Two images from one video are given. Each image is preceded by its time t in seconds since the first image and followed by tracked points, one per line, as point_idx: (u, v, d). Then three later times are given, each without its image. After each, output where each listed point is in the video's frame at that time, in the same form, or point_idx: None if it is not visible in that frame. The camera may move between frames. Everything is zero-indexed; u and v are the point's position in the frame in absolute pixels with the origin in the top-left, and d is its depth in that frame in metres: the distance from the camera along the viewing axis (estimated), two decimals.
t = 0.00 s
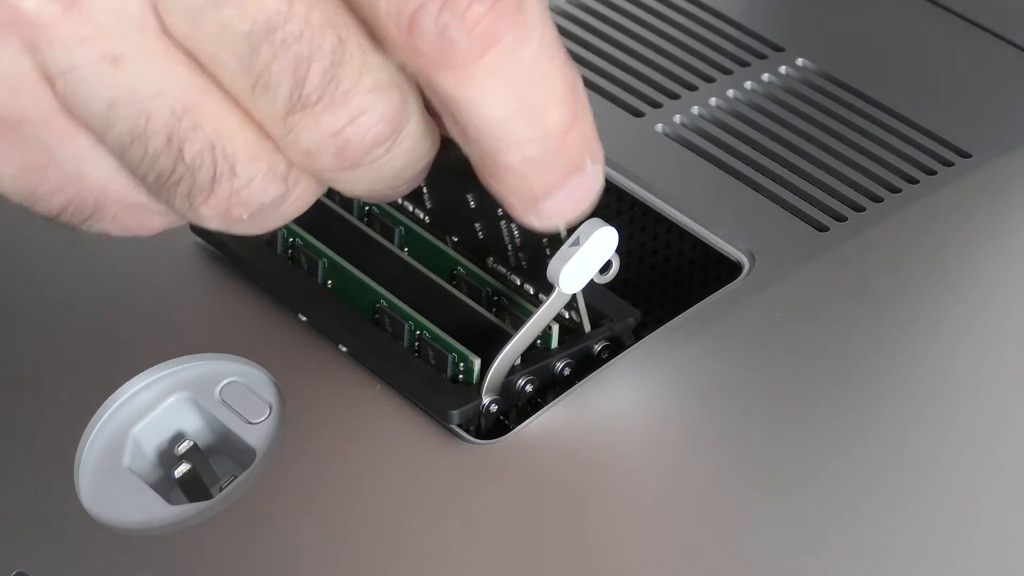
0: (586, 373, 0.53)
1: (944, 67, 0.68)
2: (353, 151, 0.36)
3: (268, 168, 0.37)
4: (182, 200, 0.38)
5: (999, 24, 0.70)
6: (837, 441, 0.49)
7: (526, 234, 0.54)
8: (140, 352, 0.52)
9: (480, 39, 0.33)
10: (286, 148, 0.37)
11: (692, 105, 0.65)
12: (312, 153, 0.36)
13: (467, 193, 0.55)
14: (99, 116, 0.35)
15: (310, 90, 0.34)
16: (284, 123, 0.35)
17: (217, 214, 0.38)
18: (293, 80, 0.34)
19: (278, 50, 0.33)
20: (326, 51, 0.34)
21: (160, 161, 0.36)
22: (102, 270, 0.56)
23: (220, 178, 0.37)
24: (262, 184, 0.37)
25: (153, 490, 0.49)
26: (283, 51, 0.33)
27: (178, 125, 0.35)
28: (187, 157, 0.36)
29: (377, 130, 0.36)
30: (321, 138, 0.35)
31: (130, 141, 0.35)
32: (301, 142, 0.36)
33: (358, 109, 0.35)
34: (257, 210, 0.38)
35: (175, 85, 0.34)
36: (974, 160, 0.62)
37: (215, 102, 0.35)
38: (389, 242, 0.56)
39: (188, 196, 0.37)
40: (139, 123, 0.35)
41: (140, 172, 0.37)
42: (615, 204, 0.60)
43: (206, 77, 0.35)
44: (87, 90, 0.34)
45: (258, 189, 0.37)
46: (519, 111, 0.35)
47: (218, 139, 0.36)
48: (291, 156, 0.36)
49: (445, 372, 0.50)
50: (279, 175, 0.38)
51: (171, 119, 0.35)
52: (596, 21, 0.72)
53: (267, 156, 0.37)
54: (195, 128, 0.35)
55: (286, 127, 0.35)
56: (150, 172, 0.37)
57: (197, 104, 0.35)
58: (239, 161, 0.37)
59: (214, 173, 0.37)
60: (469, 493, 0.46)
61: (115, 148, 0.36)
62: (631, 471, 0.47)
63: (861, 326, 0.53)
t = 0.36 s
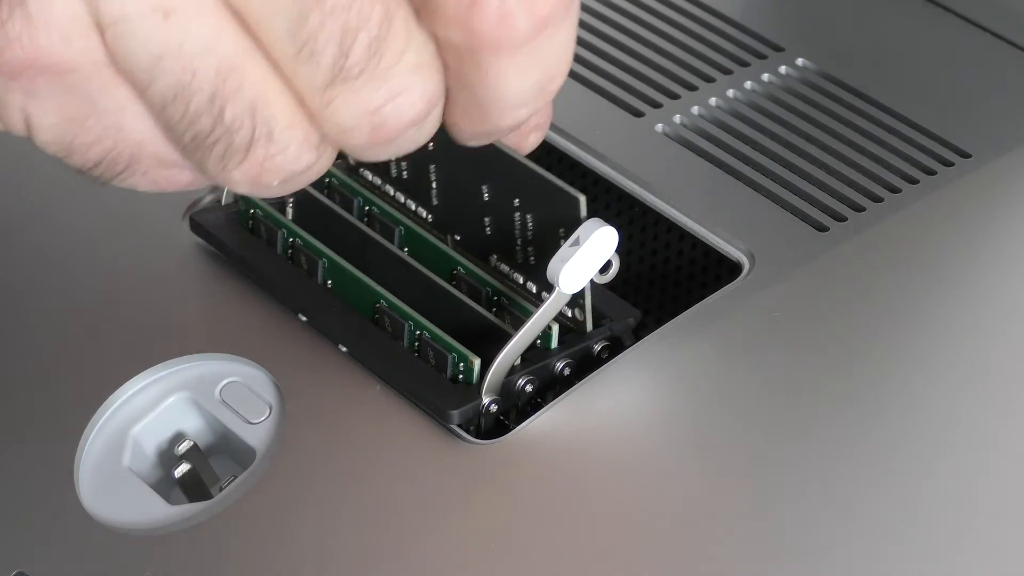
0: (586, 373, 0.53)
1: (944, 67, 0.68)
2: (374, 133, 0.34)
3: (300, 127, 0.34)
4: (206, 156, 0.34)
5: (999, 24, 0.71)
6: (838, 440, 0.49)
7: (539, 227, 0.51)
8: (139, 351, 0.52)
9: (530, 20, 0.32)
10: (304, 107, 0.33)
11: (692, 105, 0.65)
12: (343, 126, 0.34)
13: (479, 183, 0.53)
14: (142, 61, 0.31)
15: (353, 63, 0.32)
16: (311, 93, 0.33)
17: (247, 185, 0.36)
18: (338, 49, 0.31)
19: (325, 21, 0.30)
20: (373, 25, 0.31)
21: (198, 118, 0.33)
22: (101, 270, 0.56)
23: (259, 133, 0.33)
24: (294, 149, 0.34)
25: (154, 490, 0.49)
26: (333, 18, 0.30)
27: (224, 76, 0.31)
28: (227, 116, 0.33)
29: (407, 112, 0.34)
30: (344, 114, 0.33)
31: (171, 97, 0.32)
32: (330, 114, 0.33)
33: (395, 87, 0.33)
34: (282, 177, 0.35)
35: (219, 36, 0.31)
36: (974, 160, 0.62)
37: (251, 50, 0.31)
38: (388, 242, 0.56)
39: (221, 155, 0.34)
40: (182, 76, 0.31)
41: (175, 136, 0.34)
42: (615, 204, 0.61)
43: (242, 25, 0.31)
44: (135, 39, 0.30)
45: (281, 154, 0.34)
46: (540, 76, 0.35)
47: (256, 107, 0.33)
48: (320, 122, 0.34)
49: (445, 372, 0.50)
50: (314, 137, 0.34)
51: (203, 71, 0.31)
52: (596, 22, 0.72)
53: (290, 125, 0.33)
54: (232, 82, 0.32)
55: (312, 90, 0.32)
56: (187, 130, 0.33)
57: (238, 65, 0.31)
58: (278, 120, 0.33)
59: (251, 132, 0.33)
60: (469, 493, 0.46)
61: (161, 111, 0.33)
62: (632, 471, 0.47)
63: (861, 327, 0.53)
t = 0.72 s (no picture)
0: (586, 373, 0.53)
1: (944, 67, 0.68)
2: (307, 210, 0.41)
3: (231, 187, 0.39)
4: (141, 207, 0.39)
5: (999, 24, 0.71)
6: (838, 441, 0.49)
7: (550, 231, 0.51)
8: (140, 352, 0.52)
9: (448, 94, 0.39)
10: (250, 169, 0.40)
11: (692, 105, 0.65)
12: (285, 197, 0.40)
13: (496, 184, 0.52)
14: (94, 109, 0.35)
15: (309, 146, 0.38)
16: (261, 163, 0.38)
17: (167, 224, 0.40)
18: (296, 132, 0.37)
19: (292, 104, 0.37)
20: (336, 111, 0.38)
21: (148, 171, 0.37)
22: (102, 270, 0.56)
23: (193, 196, 0.39)
24: (215, 209, 0.40)
25: (153, 490, 0.49)
26: (297, 106, 0.37)
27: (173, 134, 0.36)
28: (173, 173, 0.38)
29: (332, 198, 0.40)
30: (279, 197, 0.39)
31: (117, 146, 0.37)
32: (269, 184, 0.39)
33: (341, 171, 0.39)
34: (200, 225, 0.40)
35: (178, 105, 0.36)
36: (973, 160, 0.62)
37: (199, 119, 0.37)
38: (388, 242, 0.56)
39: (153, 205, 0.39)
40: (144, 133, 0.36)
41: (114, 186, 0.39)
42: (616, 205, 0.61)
43: (211, 107, 0.37)
44: (95, 96, 0.35)
45: (206, 209, 0.40)
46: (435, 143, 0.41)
47: (202, 165, 0.38)
48: (261, 193, 0.40)
49: (445, 372, 0.50)
50: (235, 196, 0.40)
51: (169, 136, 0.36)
52: (596, 21, 0.72)
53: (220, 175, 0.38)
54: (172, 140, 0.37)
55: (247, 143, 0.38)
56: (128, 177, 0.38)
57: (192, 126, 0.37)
58: (214, 182, 0.39)
59: (190, 188, 0.38)
60: (469, 492, 0.46)
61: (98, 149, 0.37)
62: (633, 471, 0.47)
63: (861, 327, 0.53)
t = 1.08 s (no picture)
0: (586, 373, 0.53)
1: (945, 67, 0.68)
2: (295, 267, 0.39)
3: (198, 250, 0.38)
4: (116, 274, 0.39)
5: (1000, 24, 0.71)
6: (838, 441, 0.49)
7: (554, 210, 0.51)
8: (139, 351, 0.52)
9: (416, 130, 0.38)
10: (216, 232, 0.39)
11: (692, 105, 0.65)
12: (267, 255, 0.38)
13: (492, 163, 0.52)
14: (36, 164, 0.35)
15: (282, 199, 0.37)
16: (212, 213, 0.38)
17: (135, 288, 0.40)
18: (267, 186, 0.36)
19: (257, 156, 0.36)
20: (303, 161, 0.36)
21: (110, 233, 0.37)
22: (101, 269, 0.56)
23: (162, 259, 0.38)
24: (188, 270, 0.39)
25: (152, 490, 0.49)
26: (264, 157, 0.36)
27: (135, 192, 0.36)
28: (135, 228, 0.37)
29: (318, 247, 0.39)
30: (262, 256, 0.38)
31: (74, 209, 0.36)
32: (244, 238, 0.38)
33: (318, 223, 0.38)
34: (176, 287, 0.40)
35: (131, 167, 0.35)
36: (974, 160, 0.62)
37: (154, 179, 0.36)
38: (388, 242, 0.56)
39: (127, 268, 0.38)
40: (106, 199, 0.36)
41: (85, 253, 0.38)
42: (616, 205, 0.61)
43: (174, 174, 0.36)
44: (48, 160, 0.35)
45: (173, 274, 0.39)
46: (415, 178, 0.40)
47: (164, 222, 0.37)
48: (241, 253, 0.39)
49: (445, 372, 0.50)
50: (204, 255, 0.39)
51: (128, 198, 0.36)
52: (596, 21, 0.72)
53: (193, 239, 0.38)
54: (131, 200, 0.36)
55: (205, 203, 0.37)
56: (96, 241, 0.37)
57: (147, 186, 0.36)
58: (182, 240, 0.38)
59: (155, 250, 0.38)
60: (468, 493, 0.47)
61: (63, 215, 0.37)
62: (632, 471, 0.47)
63: (861, 327, 0.53)
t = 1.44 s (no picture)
0: (586, 373, 0.53)
1: (945, 67, 0.68)
2: (231, 141, 0.42)
3: (92, 198, 0.41)
4: (24, 255, 0.41)
5: (999, 24, 0.71)
6: (839, 441, 0.49)
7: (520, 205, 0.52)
8: (140, 350, 0.52)
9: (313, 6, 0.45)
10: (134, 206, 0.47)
11: (692, 105, 0.65)
12: (200, 146, 0.42)
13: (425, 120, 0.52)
14: None
15: (181, 53, 0.40)
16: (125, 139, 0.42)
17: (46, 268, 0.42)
18: (160, 53, 0.40)
19: (139, 24, 0.39)
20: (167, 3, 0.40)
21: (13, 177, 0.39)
22: (100, 267, 0.56)
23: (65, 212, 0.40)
24: (89, 226, 0.41)
25: (152, 490, 0.50)
26: (144, 14, 0.39)
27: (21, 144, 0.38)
28: (39, 173, 0.39)
29: (230, 132, 0.42)
30: (184, 144, 0.42)
31: None
32: (180, 134, 0.41)
33: (234, 92, 0.42)
34: (82, 256, 0.42)
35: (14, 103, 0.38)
36: (974, 160, 0.62)
37: (75, 141, 0.42)
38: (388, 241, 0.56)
39: (37, 239, 0.40)
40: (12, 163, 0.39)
41: None
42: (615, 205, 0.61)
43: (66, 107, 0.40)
44: None
45: (73, 230, 0.41)
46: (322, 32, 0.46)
47: (64, 172, 0.40)
48: (178, 157, 0.42)
49: (445, 372, 0.50)
50: (100, 204, 0.42)
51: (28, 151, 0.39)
52: (596, 21, 0.72)
53: (82, 184, 0.40)
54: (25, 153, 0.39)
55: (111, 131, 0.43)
56: None
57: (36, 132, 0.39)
58: (80, 182, 0.40)
59: (58, 206, 0.40)
60: (469, 493, 0.47)
61: None
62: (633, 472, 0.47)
63: (861, 327, 0.53)
